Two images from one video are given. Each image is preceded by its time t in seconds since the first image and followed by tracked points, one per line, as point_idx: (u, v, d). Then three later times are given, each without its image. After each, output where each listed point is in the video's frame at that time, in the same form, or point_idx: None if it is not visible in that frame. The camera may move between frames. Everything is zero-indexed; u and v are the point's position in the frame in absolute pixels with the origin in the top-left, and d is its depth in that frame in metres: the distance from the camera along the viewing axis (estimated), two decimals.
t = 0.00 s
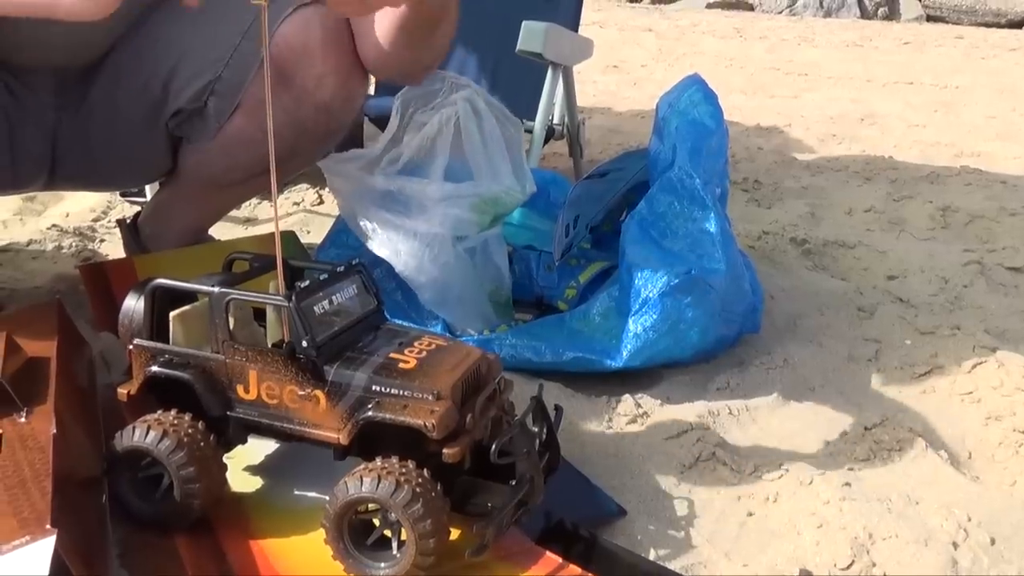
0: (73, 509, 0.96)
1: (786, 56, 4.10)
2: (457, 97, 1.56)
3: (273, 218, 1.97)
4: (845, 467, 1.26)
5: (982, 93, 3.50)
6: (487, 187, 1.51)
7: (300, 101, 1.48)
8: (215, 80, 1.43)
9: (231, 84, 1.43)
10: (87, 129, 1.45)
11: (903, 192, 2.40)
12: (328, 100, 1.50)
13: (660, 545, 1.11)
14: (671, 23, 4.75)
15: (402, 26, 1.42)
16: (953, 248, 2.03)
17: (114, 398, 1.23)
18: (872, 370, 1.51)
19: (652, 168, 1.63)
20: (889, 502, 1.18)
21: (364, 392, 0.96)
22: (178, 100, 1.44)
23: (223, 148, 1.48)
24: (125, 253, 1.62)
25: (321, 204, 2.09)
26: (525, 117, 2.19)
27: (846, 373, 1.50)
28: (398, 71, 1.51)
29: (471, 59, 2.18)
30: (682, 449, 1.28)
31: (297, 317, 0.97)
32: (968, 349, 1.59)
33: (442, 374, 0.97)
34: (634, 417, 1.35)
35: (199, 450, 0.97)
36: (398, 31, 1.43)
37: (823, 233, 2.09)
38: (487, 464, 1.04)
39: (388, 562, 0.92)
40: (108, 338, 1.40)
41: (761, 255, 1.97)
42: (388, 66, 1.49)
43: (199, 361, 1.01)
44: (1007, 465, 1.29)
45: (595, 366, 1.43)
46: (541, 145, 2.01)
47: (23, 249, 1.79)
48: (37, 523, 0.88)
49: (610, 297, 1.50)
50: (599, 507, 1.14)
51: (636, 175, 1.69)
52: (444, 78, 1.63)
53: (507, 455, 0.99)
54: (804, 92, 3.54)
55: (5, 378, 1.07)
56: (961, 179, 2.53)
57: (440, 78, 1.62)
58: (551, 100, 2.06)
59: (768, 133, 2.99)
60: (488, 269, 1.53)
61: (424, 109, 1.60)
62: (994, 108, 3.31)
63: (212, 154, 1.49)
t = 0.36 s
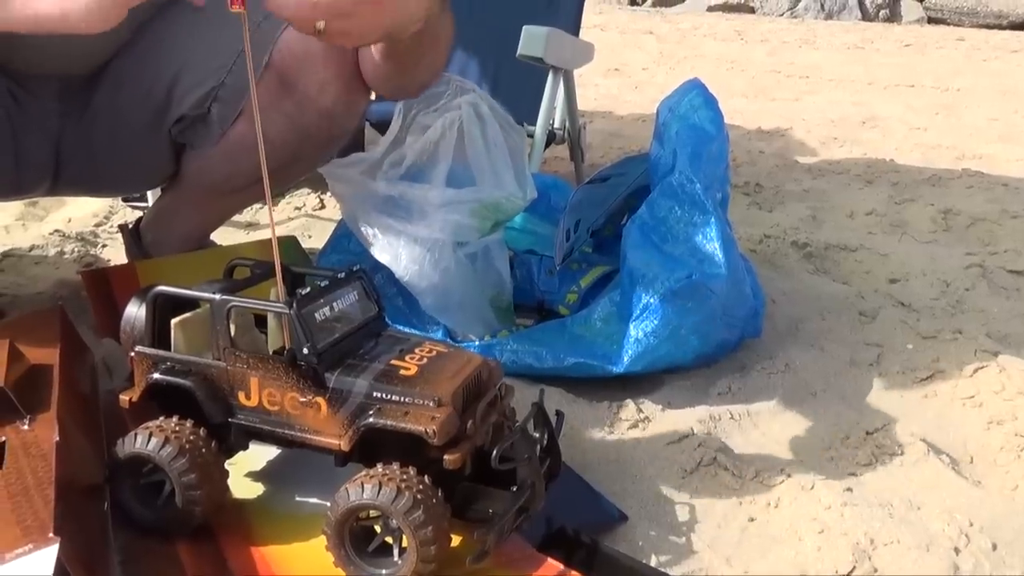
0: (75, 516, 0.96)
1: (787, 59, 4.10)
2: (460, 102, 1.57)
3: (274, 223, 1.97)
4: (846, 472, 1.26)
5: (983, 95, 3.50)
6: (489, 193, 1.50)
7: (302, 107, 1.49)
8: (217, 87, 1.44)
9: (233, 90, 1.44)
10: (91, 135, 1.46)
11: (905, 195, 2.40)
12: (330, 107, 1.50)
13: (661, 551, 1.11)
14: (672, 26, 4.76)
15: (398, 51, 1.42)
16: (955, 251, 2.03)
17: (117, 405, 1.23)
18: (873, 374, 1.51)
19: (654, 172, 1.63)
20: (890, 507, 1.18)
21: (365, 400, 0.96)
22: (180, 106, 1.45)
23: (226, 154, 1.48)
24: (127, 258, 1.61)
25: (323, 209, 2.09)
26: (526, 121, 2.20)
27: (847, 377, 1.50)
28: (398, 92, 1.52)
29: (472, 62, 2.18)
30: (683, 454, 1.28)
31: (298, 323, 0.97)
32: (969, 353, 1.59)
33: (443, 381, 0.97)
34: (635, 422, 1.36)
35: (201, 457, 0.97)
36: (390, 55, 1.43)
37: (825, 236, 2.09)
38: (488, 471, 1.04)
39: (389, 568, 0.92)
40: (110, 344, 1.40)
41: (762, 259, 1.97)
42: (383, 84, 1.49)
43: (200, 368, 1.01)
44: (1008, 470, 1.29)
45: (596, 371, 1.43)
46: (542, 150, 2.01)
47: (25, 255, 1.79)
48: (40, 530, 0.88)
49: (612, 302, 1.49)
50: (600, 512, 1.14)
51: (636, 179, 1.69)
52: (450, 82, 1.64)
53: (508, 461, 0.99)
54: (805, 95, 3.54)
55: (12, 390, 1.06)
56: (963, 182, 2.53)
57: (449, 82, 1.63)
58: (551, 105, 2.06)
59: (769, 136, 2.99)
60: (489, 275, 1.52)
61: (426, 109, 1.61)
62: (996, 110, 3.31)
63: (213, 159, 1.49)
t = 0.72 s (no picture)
0: (82, 535, 0.96)
1: (788, 66, 4.11)
2: (461, 118, 1.58)
3: (277, 236, 1.98)
4: (847, 487, 1.26)
5: (983, 102, 3.51)
6: (491, 209, 1.51)
7: (307, 128, 1.50)
8: (223, 107, 1.47)
9: (238, 111, 1.47)
10: (96, 154, 1.47)
11: (905, 204, 2.41)
12: (335, 128, 1.51)
13: (663, 566, 1.11)
14: (672, 33, 4.77)
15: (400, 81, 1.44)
16: (956, 261, 2.04)
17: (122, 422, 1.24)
18: (875, 387, 1.52)
19: (654, 187, 1.65)
20: (891, 522, 1.19)
21: (369, 418, 0.97)
22: (186, 126, 1.48)
23: (230, 174, 1.49)
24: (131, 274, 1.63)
25: (325, 221, 2.10)
26: (528, 133, 2.21)
27: (848, 390, 1.50)
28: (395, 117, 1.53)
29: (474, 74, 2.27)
30: (684, 469, 1.29)
31: (302, 342, 0.98)
32: (969, 365, 1.59)
33: (446, 400, 0.98)
34: (637, 436, 1.36)
35: (207, 476, 0.98)
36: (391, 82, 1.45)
37: (825, 247, 2.10)
38: (491, 488, 1.05)
39: None
40: (115, 360, 1.41)
41: (763, 270, 1.97)
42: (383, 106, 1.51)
43: (205, 387, 1.02)
44: (1009, 483, 1.29)
45: (597, 384, 1.44)
46: (544, 162, 2.02)
47: (30, 270, 1.80)
48: (47, 552, 0.89)
49: (613, 316, 1.50)
50: (602, 527, 1.15)
51: (636, 192, 1.71)
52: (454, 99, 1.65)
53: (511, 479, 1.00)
54: (806, 103, 3.55)
55: (18, 410, 1.06)
56: (963, 190, 2.53)
57: (450, 98, 1.64)
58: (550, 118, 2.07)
59: (770, 145, 3.00)
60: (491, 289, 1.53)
61: (429, 126, 1.60)
62: (996, 117, 3.32)
63: (217, 178, 1.50)
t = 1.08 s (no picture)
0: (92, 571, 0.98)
1: (787, 90, 4.15)
2: (462, 154, 1.60)
3: (281, 266, 2.01)
4: (846, 518, 1.27)
5: (982, 126, 3.54)
6: (491, 242, 1.54)
7: (312, 165, 1.56)
8: (231, 145, 1.51)
9: (246, 149, 1.50)
10: (106, 191, 1.50)
11: (903, 230, 2.43)
12: (339, 165, 1.57)
13: None
14: (672, 58, 4.82)
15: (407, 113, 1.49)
16: (953, 288, 2.06)
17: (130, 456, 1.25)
18: (873, 417, 1.53)
19: (653, 219, 1.67)
20: (888, 554, 1.21)
21: (373, 454, 0.99)
22: (195, 163, 1.51)
23: (237, 210, 1.53)
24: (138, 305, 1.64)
25: (329, 251, 2.12)
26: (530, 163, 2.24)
27: (847, 420, 1.52)
28: (402, 150, 1.58)
29: (475, 103, 2.31)
30: (684, 501, 1.30)
31: (308, 380, 1.00)
32: (966, 395, 1.61)
33: (449, 436, 1.00)
34: (637, 467, 1.38)
35: (213, 512, 1.00)
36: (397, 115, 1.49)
37: (824, 274, 2.12)
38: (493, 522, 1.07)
39: None
40: (122, 394, 1.43)
41: (762, 298, 2.00)
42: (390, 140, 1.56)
43: (212, 424, 1.04)
44: (1006, 513, 1.31)
45: (598, 416, 1.45)
46: (545, 192, 2.04)
47: (38, 302, 1.83)
48: None
49: (613, 347, 1.52)
50: (603, 559, 1.16)
51: (635, 222, 1.74)
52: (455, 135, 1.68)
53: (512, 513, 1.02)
54: (805, 127, 3.58)
55: (29, 446, 1.09)
56: (961, 216, 2.56)
57: (450, 134, 1.67)
58: (551, 149, 2.10)
59: (769, 171, 3.03)
60: (493, 321, 1.55)
61: (429, 161, 1.62)
62: (994, 141, 3.35)
63: (224, 215, 1.54)
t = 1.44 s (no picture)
0: None
1: (790, 125, 4.17)
2: (466, 198, 1.61)
3: (290, 305, 2.02)
4: (856, 559, 1.27)
5: (985, 160, 3.55)
6: (498, 283, 1.54)
7: (322, 209, 1.60)
8: (242, 192, 1.54)
9: (257, 196, 1.54)
10: (118, 236, 1.56)
11: (909, 266, 2.43)
12: (349, 210, 1.62)
13: None
14: (675, 94, 4.86)
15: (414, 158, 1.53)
16: (960, 323, 2.06)
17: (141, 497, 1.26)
18: (882, 455, 1.53)
19: (658, 259, 1.68)
20: None
21: (384, 498, 1.01)
22: (206, 210, 1.55)
23: (247, 255, 1.57)
24: (150, 347, 1.67)
25: (337, 289, 2.14)
26: (536, 201, 2.25)
27: (856, 459, 1.52)
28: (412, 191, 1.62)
29: (482, 143, 2.33)
30: (694, 542, 1.30)
31: (319, 426, 1.02)
32: (975, 433, 1.61)
33: (457, 481, 1.01)
34: (645, 508, 1.38)
35: (224, 556, 1.00)
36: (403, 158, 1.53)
37: (830, 310, 2.12)
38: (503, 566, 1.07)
39: None
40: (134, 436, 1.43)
41: (769, 335, 2.00)
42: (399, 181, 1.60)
43: (224, 468, 1.05)
44: (1018, 554, 1.30)
45: (607, 457, 1.45)
46: (552, 230, 2.06)
47: (49, 342, 1.84)
48: None
49: (620, 387, 1.52)
50: None
51: (640, 261, 1.76)
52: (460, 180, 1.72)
53: (521, 556, 1.03)
54: (808, 162, 3.60)
55: (43, 491, 1.09)
56: (967, 250, 2.56)
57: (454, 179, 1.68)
58: (557, 187, 2.11)
59: (773, 206, 3.04)
60: (500, 361, 1.55)
61: (433, 208, 1.63)
62: (998, 174, 3.36)
63: (234, 260, 1.58)
